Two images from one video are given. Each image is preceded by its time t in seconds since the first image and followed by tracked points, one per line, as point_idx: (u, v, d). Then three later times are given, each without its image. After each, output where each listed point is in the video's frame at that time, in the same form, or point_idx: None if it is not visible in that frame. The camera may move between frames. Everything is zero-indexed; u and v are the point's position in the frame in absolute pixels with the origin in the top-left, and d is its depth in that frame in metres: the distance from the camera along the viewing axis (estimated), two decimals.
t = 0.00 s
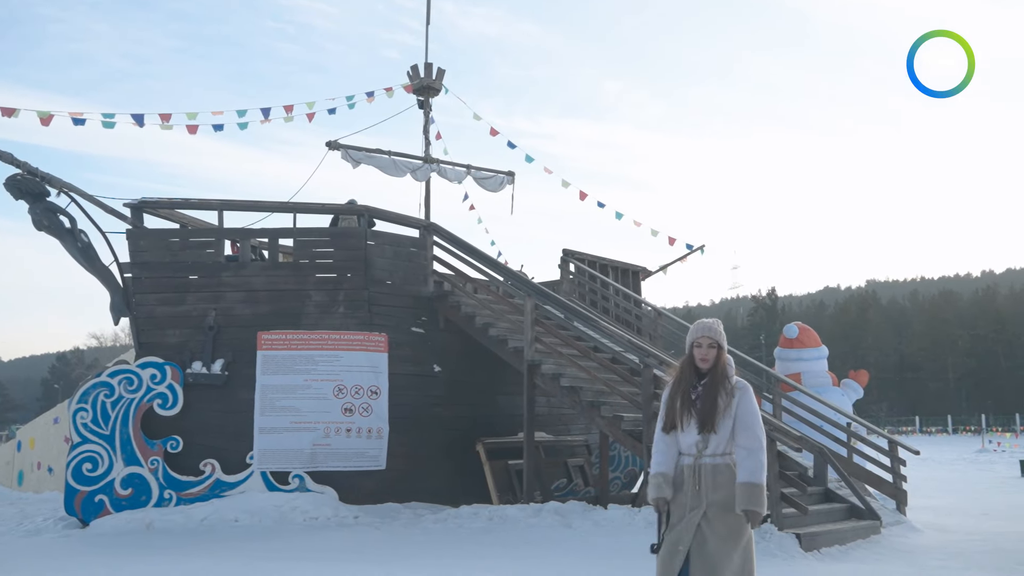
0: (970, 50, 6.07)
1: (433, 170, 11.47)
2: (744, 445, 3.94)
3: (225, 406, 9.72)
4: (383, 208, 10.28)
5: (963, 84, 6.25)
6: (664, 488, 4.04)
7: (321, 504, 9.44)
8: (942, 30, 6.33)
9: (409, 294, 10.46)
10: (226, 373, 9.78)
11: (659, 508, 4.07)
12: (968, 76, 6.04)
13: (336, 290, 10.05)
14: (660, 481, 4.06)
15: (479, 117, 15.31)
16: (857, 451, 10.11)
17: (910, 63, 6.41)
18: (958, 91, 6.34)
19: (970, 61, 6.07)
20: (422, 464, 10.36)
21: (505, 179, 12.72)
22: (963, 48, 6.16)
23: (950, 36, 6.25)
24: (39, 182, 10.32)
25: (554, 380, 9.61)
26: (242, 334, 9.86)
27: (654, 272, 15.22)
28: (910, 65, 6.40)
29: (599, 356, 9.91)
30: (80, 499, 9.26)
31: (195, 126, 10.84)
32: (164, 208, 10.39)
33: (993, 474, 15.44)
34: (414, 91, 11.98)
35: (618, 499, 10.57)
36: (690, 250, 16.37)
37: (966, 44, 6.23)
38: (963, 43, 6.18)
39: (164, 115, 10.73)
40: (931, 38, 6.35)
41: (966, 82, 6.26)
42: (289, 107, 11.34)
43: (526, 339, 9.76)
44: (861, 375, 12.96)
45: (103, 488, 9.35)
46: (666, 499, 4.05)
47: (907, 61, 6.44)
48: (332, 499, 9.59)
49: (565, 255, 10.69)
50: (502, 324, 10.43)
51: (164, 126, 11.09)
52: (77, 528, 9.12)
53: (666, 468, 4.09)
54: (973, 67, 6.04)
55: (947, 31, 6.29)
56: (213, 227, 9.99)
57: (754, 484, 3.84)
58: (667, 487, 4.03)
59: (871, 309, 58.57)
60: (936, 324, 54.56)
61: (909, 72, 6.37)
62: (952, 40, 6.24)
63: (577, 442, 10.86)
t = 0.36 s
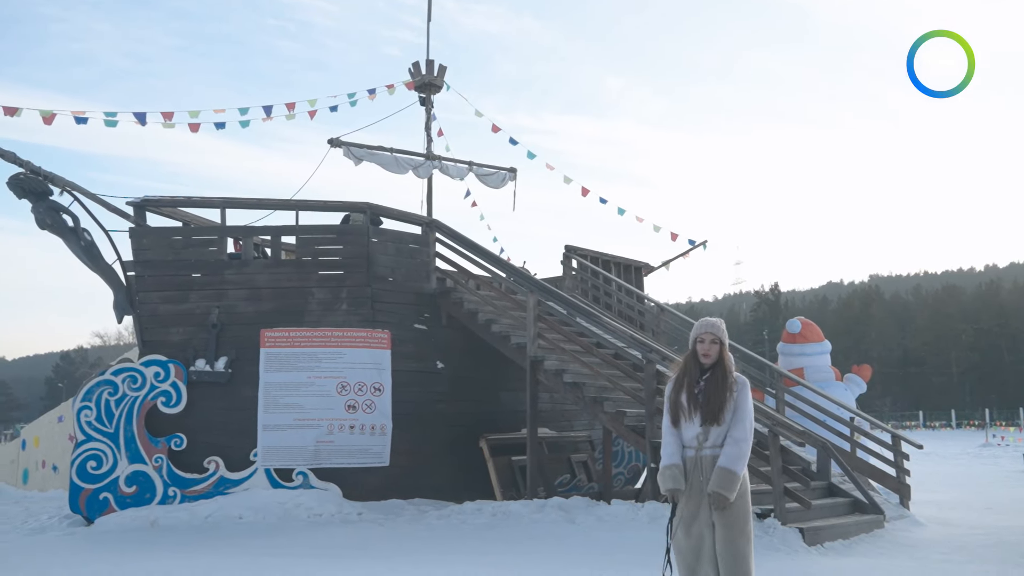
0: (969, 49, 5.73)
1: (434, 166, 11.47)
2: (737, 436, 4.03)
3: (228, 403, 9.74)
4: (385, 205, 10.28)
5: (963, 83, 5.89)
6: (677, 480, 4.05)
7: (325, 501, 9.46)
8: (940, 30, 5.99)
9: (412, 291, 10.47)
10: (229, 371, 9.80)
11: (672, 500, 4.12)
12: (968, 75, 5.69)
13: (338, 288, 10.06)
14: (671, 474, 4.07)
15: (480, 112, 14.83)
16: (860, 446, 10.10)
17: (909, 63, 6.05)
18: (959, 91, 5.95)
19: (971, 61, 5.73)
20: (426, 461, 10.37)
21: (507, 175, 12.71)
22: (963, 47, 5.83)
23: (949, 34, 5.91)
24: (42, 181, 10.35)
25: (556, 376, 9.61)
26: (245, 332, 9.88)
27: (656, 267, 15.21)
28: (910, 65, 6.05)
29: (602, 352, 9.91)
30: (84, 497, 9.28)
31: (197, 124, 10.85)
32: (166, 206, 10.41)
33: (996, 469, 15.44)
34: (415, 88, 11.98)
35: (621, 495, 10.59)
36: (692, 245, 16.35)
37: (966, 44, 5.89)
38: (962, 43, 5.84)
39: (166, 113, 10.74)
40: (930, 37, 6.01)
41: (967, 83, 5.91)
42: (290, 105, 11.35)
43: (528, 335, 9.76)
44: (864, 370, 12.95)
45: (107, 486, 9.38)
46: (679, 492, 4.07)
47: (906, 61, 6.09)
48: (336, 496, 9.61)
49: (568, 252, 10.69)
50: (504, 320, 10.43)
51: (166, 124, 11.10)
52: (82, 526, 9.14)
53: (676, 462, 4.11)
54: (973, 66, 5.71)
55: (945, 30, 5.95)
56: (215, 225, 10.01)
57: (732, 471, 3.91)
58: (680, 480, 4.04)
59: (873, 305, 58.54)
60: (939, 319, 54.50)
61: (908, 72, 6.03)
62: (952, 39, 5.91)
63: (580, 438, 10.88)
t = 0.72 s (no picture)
0: (970, 50, 5.94)
1: (427, 162, 11.47)
2: (719, 423, 4.23)
3: (221, 399, 9.73)
4: (378, 201, 10.28)
5: (963, 84, 6.09)
6: (662, 470, 4.25)
7: (319, 496, 9.47)
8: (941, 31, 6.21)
9: (405, 286, 10.47)
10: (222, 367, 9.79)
11: (656, 488, 4.34)
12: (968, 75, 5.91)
13: (331, 283, 10.06)
14: (656, 464, 4.26)
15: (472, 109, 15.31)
16: (852, 439, 10.14)
17: (909, 64, 6.28)
18: (959, 92, 6.19)
19: (970, 60, 5.94)
20: (419, 456, 10.38)
21: (500, 171, 12.71)
22: (964, 47, 6.02)
23: (949, 35, 6.12)
24: (33, 178, 10.32)
25: (549, 370, 9.63)
26: (238, 327, 9.87)
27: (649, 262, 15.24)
28: (910, 65, 6.28)
29: (594, 347, 9.93)
30: (78, 493, 9.28)
31: (190, 120, 10.83)
32: (159, 202, 10.39)
33: (987, 462, 15.50)
34: (408, 83, 11.97)
35: (615, 489, 10.62)
36: (685, 239, 16.39)
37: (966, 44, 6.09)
38: (963, 43, 6.05)
39: (158, 109, 10.72)
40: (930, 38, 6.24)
41: (966, 83, 6.11)
42: (283, 100, 11.34)
43: (521, 330, 9.78)
44: (856, 363, 13.01)
45: (100, 482, 9.36)
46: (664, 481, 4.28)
47: (907, 62, 6.29)
48: (330, 491, 9.62)
49: (561, 247, 10.70)
50: (497, 315, 10.45)
51: (158, 120, 11.07)
52: (76, 522, 9.13)
53: (661, 451, 4.30)
54: (973, 66, 5.92)
55: (946, 31, 6.16)
56: (208, 220, 9.99)
57: (719, 456, 4.13)
58: (665, 470, 4.24)
59: (866, 300, 58.67)
60: (932, 314, 54.64)
61: (908, 72, 6.25)
62: (952, 40, 6.11)
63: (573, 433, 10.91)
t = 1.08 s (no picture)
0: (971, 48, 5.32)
1: (413, 148, 11.44)
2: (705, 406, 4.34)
3: (206, 386, 9.71)
4: (363, 187, 10.25)
5: (964, 84, 5.46)
6: (653, 450, 4.27)
7: (305, 483, 9.48)
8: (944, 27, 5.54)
9: (391, 273, 10.46)
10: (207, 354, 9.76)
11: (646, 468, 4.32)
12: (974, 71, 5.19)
13: (317, 270, 10.04)
14: (647, 444, 4.28)
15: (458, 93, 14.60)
16: (835, 424, 10.21)
17: (910, 63, 5.64)
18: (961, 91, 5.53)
19: (971, 59, 5.38)
20: (405, 442, 10.40)
21: (486, 157, 12.68)
22: (964, 46, 5.44)
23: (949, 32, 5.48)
24: (15, 164, 10.22)
25: (535, 357, 9.64)
26: (223, 315, 9.84)
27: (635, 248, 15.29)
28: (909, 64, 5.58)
29: (581, 333, 9.94)
30: (62, 481, 9.23)
31: (173, 105, 10.74)
32: (142, 189, 10.32)
33: (967, 446, 15.67)
34: (393, 69, 11.91)
35: (600, 475, 10.67)
36: (671, 226, 16.43)
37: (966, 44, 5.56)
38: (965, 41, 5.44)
39: (140, 95, 10.63)
40: (930, 35, 5.57)
41: (967, 82, 5.42)
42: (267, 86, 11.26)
43: (508, 316, 9.78)
44: (840, 349, 13.11)
45: (85, 470, 9.32)
46: (655, 460, 4.29)
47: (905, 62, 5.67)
48: (316, 478, 9.63)
49: (547, 233, 10.70)
50: (483, 302, 10.45)
51: (141, 106, 10.98)
52: (61, 509, 9.11)
53: (650, 432, 4.32)
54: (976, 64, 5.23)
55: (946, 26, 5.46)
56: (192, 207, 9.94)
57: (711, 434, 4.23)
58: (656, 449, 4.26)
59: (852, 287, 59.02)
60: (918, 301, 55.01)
61: (907, 71, 5.58)
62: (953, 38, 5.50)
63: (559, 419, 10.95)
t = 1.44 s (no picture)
0: (970, 48, 5.46)
1: (405, 143, 11.42)
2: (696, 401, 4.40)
3: (197, 381, 9.69)
4: (354, 181, 10.23)
5: (963, 84, 5.60)
6: (646, 441, 4.31)
7: (296, 478, 9.47)
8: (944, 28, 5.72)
9: (382, 268, 10.45)
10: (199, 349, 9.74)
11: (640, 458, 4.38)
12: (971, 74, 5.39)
13: (308, 265, 10.02)
14: (640, 436, 4.33)
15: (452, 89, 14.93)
16: (825, 419, 10.25)
17: (910, 63, 5.85)
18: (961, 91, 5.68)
19: (970, 60, 5.44)
20: (397, 437, 10.41)
21: (478, 152, 12.67)
22: (963, 47, 5.56)
23: (949, 34, 5.65)
24: (5, 158, 10.18)
25: (527, 351, 9.64)
26: (214, 309, 9.82)
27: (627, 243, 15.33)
28: (908, 66, 5.73)
29: (572, 328, 9.95)
30: (53, 476, 9.21)
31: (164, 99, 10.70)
32: (133, 183, 10.29)
33: (957, 441, 15.76)
34: (385, 64, 11.89)
35: (592, 469, 10.70)
36: (663, 221, 16.49)
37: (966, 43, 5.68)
38: (962, 42, 5.60)
39: (131, 89, 10.59)
40: (930, 37, 5.75)
41: (967, 83, 5.56)
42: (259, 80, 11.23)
43: (499, 311, 9.78)
44: (831, 345, 13.16)
45: (76, 465, 9.30)
46: (648, 452, 4.34)
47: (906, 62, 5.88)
48: (307, 473, 9.62)
49: (538, 228, 10.70)
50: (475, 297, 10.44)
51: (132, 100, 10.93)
52: (51, 504, 9.08)
53: (644, 425, 4.36)
54: (974, 65, 5.41)
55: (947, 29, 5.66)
56: (183, 201, 9.91)
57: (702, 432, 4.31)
58: (650, 441, 4.31)
59: (843, 282, 59.23)
60: (909, 297, 55.23)
61: (907, 74, 5.78)
62: (951, 39, 5.65)
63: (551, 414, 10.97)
